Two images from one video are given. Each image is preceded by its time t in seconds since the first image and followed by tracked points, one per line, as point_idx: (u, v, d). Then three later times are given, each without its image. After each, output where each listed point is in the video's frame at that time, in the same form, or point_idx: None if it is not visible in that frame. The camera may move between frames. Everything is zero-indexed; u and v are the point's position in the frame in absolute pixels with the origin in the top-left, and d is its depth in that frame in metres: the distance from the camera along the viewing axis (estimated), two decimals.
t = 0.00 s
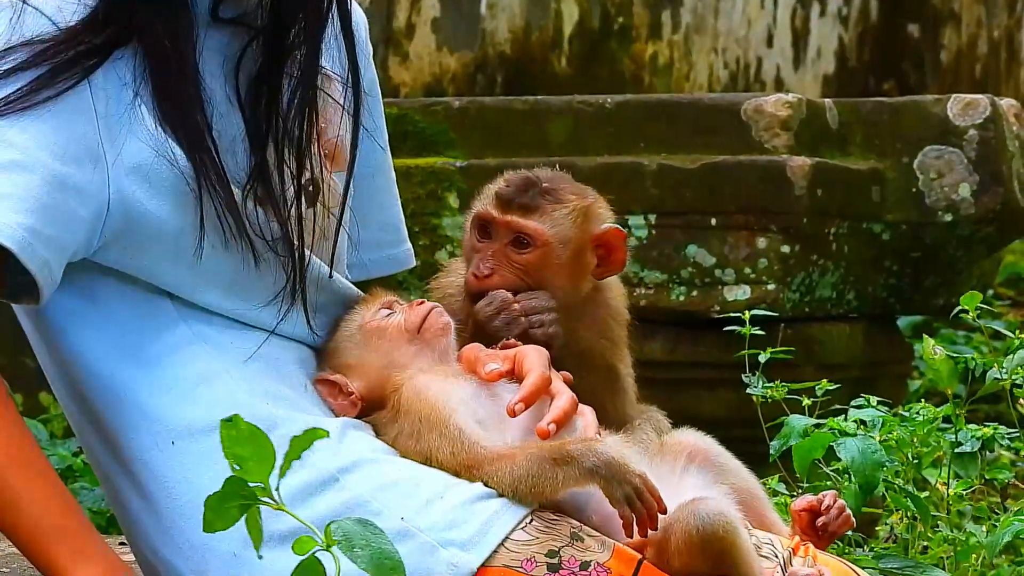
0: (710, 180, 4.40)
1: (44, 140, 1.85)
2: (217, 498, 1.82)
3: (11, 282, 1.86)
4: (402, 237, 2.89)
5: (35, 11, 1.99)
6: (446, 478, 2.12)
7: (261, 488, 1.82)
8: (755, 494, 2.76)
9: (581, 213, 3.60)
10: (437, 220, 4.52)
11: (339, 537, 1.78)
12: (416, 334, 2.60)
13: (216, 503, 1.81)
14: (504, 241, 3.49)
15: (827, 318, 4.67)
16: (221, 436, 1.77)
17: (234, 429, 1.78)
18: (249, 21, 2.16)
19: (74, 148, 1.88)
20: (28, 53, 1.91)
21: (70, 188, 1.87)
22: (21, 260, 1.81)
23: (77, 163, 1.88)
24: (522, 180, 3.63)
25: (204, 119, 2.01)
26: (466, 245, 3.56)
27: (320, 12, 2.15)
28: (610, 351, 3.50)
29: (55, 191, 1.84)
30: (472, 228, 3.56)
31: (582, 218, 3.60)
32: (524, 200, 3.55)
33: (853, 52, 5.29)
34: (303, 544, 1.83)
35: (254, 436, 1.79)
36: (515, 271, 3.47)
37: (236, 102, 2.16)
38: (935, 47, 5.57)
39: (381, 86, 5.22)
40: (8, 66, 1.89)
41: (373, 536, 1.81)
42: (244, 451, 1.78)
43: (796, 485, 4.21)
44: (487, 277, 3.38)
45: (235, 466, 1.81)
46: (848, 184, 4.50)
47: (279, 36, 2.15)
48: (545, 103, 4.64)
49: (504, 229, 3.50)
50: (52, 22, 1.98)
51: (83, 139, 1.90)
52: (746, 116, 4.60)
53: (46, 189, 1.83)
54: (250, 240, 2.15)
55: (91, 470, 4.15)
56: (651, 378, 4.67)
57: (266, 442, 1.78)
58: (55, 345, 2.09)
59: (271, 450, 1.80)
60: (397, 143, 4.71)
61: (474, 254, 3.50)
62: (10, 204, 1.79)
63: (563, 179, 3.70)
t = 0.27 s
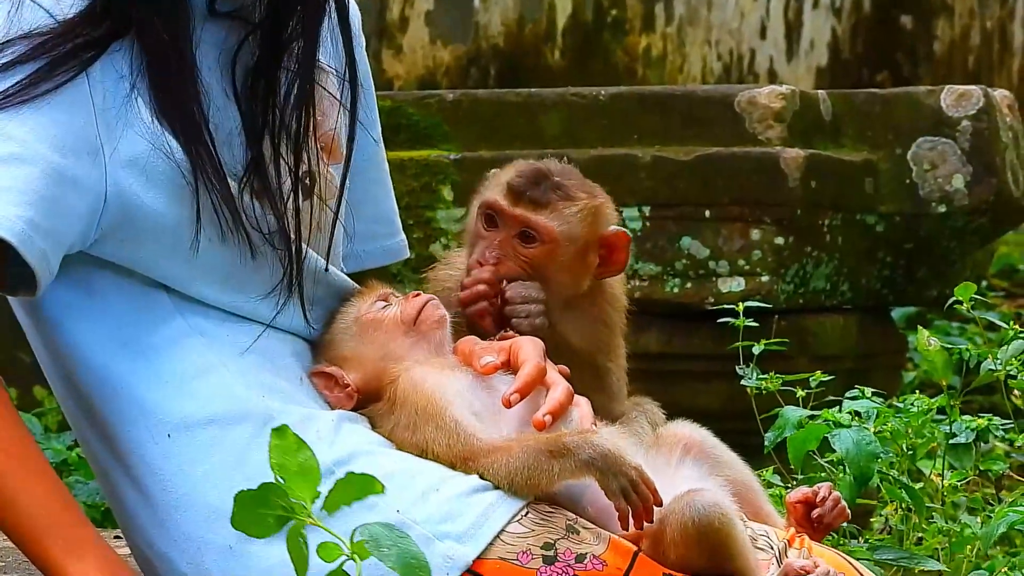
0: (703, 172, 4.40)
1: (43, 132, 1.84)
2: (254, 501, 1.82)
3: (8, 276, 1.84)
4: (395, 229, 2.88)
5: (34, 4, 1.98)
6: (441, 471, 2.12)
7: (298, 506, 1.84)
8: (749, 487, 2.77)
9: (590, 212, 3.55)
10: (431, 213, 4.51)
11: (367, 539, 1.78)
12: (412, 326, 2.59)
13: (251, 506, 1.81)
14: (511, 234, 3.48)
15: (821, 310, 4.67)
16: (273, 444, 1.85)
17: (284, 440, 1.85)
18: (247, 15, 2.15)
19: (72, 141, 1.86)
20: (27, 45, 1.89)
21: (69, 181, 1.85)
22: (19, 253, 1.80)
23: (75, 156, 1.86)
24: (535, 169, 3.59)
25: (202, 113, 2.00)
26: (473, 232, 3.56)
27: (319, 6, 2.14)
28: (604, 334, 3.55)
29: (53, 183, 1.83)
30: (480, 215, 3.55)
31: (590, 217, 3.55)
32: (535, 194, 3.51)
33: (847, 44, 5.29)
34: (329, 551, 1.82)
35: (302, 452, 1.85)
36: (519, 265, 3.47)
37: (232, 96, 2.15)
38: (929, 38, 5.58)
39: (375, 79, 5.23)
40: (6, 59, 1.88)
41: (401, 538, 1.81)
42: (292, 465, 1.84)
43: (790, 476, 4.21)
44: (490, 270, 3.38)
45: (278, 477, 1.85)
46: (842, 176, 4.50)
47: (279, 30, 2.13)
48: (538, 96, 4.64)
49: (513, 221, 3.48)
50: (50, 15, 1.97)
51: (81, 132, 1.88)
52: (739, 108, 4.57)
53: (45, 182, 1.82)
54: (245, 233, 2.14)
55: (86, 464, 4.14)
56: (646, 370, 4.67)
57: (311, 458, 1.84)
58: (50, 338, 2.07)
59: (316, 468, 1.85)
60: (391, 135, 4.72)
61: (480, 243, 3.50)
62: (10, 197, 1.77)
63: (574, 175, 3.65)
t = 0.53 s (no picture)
0: (699, 170, 4.39)
1: (44, 128, 1.82)
2: (225, 487, 1.79)
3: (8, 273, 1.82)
4: (392, 227, 2.86)
5: (35, 2, 1.97)
6: (439, 470, 2.10)
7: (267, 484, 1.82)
8: (747, 485, 2.75)
9: (625, 207, 3.55)
10: (427, 211, 4.50)
11: (343, 531, 1.76)
12: (409, 324, 2.59)
13: (225, 494, 1.78)
14: (547, 220, 3.43)
15: (817, 308, 4.67)
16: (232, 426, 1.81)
17: (244, 421, 1.82)
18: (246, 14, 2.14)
19: (73, 138, 1.85)
20: (27, 42, 1.88)
21: (69, 178, 1.84)
22: (20, 249, 1.78)
23: (76, 154, 1.85)
24: (574, 156, 3.54)
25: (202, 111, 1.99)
26: (507, 211, 3.51)
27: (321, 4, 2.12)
28: (605, 334, 3.51)
29: (54, 180, 1.81)
30: (516, 193, 3.51)
31: (624, 212, 3.55)
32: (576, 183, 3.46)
33: (841, 42, 5.29)
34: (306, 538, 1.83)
35: (267, 431, 1.82)
36: (553, 252, 3.42)
37: (231, 94, 2.13)
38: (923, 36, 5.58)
39: (369, 76, 5.21)
40: (7, 56, 1.87)
41: (378, 529, 1.78)
42: (257, 444, 1.81)
43: (786, 475, 4.21)
44: (524, 255, 3.34)
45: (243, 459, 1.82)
46: (837, 173, 4.49)
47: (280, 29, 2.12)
48: (534, 93, 4.61)
49: (551, 208, 3.44)
50: (50, 12, 1.96)
51: (81, 129, 1.86)
52: (735, 105, 4.56)
53: (47, 179, 1.80)
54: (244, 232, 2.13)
55: (81, 463, 4.13)
56: (642, 368, 4.67)
57: (276, 437, 1.81)
58: (48, 336, 2.06)
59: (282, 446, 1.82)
60: (385, 133, 4.70)
61: (512, 223, 3.45)
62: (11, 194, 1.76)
63: (607, 168, 3.63)
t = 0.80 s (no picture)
0: (698, 165, 4.39)
1: (42, 128, 1.82)
2: (243, 492, 1.79)
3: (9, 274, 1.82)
4: (388, 224, 2.86)
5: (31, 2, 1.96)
6: (439, 467, 2.10)
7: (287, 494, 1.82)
8: (747, 480, 2.75)
9: (643, 216, 3.57)
10: (425, 209, 4.49)
11: (356, 531, 1.77)
12: (408, 322, 2.60)
13: (240, 500, 1.78)
14: (574, 237, 3.42)
15: (817, 304, 4.66)
16: (258, 434, 1.81)
17: (270, 429, 1.82)
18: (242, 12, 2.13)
19: (70, 137, 1.85)
20: (24, 43, 1.88)
21: (68, 178, 1.83)
22: (18, 249, 1.78)
23: (74, 153, 1.85)
24: (591, 169, 3.56)
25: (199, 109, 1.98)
26: (531, 228, 3.48)
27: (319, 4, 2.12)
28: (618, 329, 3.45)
29: (52, 180, 1.81)
30: (538, 210, 3.48)
31: (643, 221, 3.57)
32: (599, 197, 3.47)
33: (840, 38, 5.30)
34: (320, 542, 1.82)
35: (289, 439, 1.82)
36: (584, 267, 3.38)
37: (228, 93, 2.13)
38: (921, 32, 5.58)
39: (368, 75, 5.20)
40: (5, 56, 1.86)
41: (392, 530, 1.80)
42: (278, 453, 1.81)
43: (787, 470, 4.20)
44: (559, 272, 3.30)
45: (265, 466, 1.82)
46: (837, 168, 4.49)
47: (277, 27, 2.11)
48: (532, 91, 4.62)
49: (576, 224, 3.44)
50: (47, 11, 1.95)
51: (78, 128, 1.86)
52: (734, 101, 4.56)
53: (45, 178, 1.80)
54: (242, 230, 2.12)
55: (80, 463, 4.11)
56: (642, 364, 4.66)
57: (298, 446, 1.81)
58: (47, 336, 2.06)
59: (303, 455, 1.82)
60: (384, 132, 4.70)
61: (539, 240, 3.42)
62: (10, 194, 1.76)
63: (620, 177, 3.64)
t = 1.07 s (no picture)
0: (700, 164, 4.39)
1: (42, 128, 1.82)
2: (231, 486, 1.77)
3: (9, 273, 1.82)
4: (388, 221, 2.87)
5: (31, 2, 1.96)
6: (439, 464, 2.11)
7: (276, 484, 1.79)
8: (748, 479, 2.75)
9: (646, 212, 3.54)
10: (428, 207, 4.50)
11: (345, 527, 1.76)
12: (410, 320, 2.60)
13: (227, 494, 1.76)
14: (586, 254, 3.37)
15: (819, 304, 4.67)
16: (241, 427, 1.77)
17: (253, 421, 1.77)
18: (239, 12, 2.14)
19: (71, 137, 1.85)
20: (24, 43, 1.87)
21: (68, 178, 1.84)
22: (18, 251, 1.78)
23: (74, 153, 1.85)
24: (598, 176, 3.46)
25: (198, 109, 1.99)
26: (540, 241, 3.43)
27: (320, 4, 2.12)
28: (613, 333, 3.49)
29: (53, 180, 1.81)
30: (549, 223, 3.43)
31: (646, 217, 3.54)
32: (610, 212, 3.37)
33: (843, 37, 5.31)
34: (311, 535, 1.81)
35: (274, 432, 1.77)
36: (594, 283, 3.39)
37: (228, 93, 2.14)
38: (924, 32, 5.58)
39: (371, 73, 5.21)
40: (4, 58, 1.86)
41: (381, 525, 1.78)
42: (263, 445, 1.76)
43: (788, 470, 4.21)
44: (570, 296, 3.33)
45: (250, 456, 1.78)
46: (839, 168, 4.49)
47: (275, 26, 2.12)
48: (535, 89, 4.62)
49: (588, 241, 3.36)
50: (48, 14, 1.95)
51: (79, 128, 1.86)
52: (735, 101, 4.55)
53: (47, 178, 1.80)
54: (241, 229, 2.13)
55: (83, 459, 4.13)
56: (643, 363, 4.67)
57: (283, 440, 1.76)
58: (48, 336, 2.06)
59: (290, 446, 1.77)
60: (387, 130, 4.71)
61: (550, 256, 3.39)
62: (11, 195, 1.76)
63: (624, 174, 3.58)
